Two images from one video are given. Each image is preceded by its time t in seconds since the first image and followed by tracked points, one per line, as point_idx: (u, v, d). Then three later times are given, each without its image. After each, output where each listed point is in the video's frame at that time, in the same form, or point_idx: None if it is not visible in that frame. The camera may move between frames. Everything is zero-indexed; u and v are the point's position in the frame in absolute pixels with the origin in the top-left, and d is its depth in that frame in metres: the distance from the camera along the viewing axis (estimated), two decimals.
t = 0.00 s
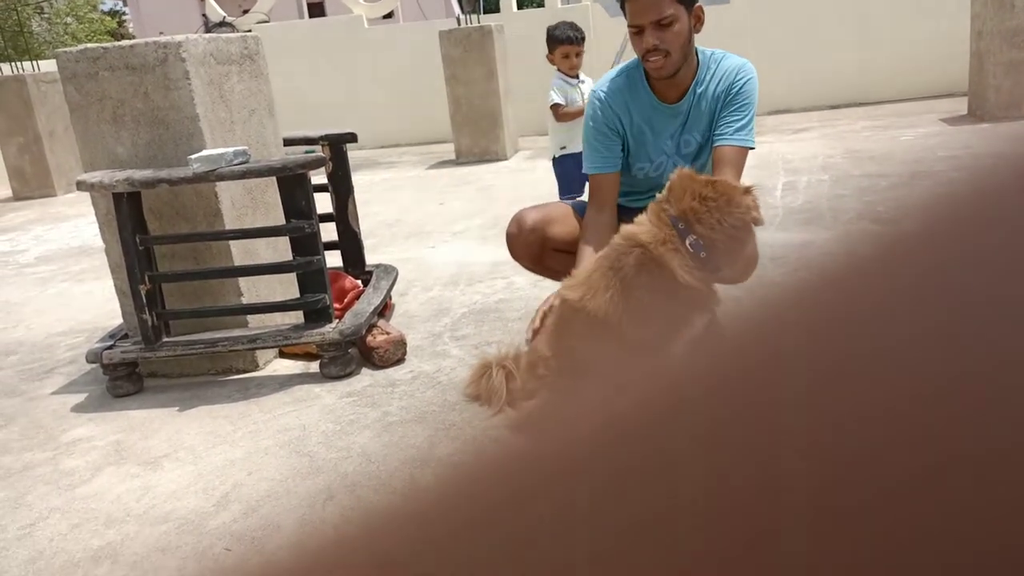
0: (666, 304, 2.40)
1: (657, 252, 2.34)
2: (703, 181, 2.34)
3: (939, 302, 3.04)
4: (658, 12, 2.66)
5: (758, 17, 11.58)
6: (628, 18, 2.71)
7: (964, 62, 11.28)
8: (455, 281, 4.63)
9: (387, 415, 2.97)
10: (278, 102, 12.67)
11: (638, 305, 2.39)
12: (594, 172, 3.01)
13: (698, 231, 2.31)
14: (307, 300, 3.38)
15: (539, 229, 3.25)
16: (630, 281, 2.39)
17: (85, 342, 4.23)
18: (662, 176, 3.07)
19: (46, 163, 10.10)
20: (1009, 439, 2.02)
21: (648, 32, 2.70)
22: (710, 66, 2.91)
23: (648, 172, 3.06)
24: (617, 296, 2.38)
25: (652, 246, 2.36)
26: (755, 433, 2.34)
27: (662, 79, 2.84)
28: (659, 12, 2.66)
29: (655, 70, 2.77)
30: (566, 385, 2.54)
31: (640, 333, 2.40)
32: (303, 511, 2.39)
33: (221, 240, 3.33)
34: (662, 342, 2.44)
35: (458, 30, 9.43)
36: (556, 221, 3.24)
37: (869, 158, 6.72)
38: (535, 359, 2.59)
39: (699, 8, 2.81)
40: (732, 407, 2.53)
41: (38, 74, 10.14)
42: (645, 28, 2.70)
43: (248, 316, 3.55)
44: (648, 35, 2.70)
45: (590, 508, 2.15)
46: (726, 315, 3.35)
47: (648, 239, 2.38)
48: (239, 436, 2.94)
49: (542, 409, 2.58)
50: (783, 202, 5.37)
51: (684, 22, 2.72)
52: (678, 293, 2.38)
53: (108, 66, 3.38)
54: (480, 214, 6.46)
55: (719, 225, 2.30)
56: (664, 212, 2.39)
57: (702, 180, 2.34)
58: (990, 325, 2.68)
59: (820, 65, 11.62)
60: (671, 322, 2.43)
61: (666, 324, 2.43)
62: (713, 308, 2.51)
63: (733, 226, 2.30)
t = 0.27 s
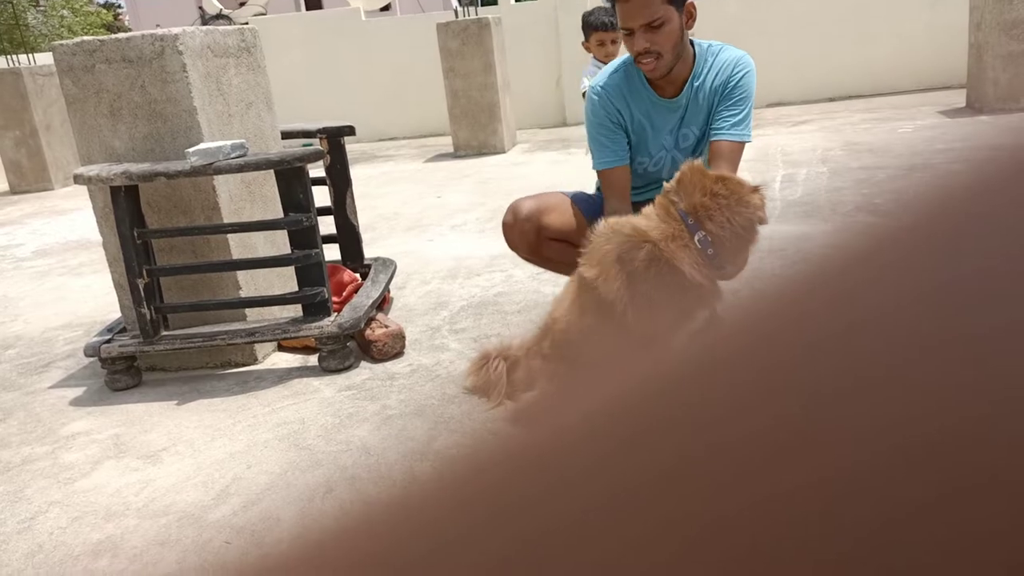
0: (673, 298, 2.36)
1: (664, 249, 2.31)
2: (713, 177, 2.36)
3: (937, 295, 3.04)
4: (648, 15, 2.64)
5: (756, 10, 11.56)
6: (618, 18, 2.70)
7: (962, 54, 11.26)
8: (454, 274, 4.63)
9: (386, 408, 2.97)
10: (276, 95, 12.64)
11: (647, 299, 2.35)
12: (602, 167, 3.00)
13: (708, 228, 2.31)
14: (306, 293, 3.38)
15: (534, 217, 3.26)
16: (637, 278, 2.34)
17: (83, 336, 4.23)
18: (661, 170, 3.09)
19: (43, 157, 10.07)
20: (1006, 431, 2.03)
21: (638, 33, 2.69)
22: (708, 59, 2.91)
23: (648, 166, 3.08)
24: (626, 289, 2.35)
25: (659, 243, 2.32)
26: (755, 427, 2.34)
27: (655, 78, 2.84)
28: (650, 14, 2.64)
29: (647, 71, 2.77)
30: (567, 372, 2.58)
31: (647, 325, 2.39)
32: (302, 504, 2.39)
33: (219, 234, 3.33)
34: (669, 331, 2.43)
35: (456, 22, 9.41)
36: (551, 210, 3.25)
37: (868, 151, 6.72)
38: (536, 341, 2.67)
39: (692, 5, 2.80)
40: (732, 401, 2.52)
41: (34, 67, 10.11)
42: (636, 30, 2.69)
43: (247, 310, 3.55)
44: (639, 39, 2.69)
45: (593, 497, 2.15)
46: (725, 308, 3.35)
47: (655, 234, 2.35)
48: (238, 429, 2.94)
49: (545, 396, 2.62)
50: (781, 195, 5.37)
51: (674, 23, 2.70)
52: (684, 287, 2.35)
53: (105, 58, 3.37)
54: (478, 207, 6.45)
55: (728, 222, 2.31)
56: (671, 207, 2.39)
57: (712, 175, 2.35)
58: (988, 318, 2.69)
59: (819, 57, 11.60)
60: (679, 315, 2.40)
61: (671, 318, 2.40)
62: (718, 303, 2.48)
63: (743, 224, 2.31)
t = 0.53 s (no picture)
0: (664, 292, 2.39)
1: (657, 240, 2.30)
2: (715, 173, 2.35)
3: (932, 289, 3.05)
4: (649, 13, 2.66)
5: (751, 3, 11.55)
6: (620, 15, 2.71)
7: (957, 47, 11.27)
8: (449, 268, 4.63)
9: (382, 402, 2.97)
10: (270, 88, 12.60)
11: (637, 291, 2.39)
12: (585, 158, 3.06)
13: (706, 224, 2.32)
14: (302, 287, 3.38)
15: (516, 206, 3.27)
16: (628, 268, 2.36)
17: (78, 331, 4.22)
18: (651, 165, 3.07)
19: (37, 150, 10.02)
20: (1000, 423, 2.04)
21: (639, 31, 2.70)
22: (709, 56, 2.92)
23: (638, 158, 3.06)
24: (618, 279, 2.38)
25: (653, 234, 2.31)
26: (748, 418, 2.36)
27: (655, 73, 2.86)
28: (651, 12, 2.66)
29: (648, 67, 2.79)
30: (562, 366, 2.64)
31: (638, 317, 2.43)
32: (299, 498, 2.39)
33: (215, 227, 3.32)
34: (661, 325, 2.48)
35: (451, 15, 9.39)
36: (533, 198, 3.26)
37: (863, 144, 6.73)
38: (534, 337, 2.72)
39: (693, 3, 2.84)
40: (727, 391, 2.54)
41: (27, 61, 10.06)
42: (637, 28, 2.70)
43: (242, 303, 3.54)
44: (641, 35, 2.70)
45: (587, 491, 2.16)
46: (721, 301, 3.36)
47: (649, 227, 2.32)
48: (234, 423, 2.94)
49: (541, 388, 2.69)
50: (777, 188, 5.38)
51: (675, 20, 2.72)
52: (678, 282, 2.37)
53: (99, 52, 3.36)
54: (474, 201, 6.45)
55: (727, 220, 2.32)
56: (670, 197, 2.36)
57: (714, 172, 2.34)
58: (983, 311, 2.70)
59: (814, 50, 11.60)
60: (671, 309, 2.45)
61: (664, 312, 2.45)
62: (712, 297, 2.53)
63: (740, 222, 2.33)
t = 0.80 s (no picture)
0: (662, 286, 2.40)
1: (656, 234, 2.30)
2: (716, 167, 2.31)
3: (929, 285, 3.05)
4: (652, 21, 2.63)
5: None
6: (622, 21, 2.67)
7: (952, 43, 11.27)
8: (446, 264, 4.62)
9: (378, 399, 2.96)
10: (266, 85, 12.57)
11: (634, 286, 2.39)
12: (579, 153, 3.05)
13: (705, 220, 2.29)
14: (297, 284, 3.36)
15: (507, 197, 3.26)
16: (627, 262, 2.37)
17: (73, 328, 4.20)
18: (647, 160, 3.07)
19: (31, 147, 9.99)
20: (996, 418, 2.04)
21: (641, 39, 2.67)
22: (707, 52, 2.90)
23: (634, 154, 3.06)
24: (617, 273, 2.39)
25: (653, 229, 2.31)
26: (745, 414, 2.36)
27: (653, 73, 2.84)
28: (654, 20, 2.63)
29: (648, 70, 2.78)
30: (558, 362, 2.66)
31: (636, 313, 2.44)
32: (295, 495, 2.39)
33: (209, 224, 3.31)
34: (659, 323, 2.52)
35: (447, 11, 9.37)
36: (525, 190, 3.26)
37: (859, 139, 6.73)
38: (530, 335, 2.74)
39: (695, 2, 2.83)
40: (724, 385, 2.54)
41: (21, 57, 10.03)
42: (639, 34, 2.67)
43: (237, 300, 3.53)
44: (642, 41, 2.68)
45: (584, 488, 2.15)
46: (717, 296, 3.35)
47: (648, 221, 2.33)
48: (230, 421, 2.93)
49: (536, 385, 2.69)
50: (773, 184, 5.38)
51: (677, 25, 2.70)
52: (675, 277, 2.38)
53: (93, 48, 3.34)
54: (470, 197, 6.43)
55: (726, 216, 2.28)
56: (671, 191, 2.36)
57: (714, 166, 2.31)
58: (979, 307, 2.69)
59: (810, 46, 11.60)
60: (668, 304, 2.47)
61: (661, 307, 2.46)
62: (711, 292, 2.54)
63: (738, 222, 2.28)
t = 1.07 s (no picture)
0: (657, 281, 2.51)
1: (643, 233, 2.47)
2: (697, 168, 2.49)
3: (923, 281, 3.06)
4: None
5: None
6: None
7: (948, 40, 11.28)
8: (443, 261, 4.61)
9: (376, 396, 2.96)
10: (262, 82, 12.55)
11: (629, 281, 2.49)
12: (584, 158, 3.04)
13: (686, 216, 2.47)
14: (294, 281, 3.36)
15: (505, 192, 3.27)
16: (621, 258, 2.50)
17: (69, 326, 4.20)
18: (650, 159, 3.08)
19: (27, 145, 9.97)
20: (992, 414, 2.05)
21: (643, 11, 2.73)
22: (705, 48, 2.92)
23: (636, 154, 3.06)
24: (612, 268, 2.51)
25: (640, 230, 2.48)
26: (742, 409, 2.37)
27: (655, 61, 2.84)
28: None
29: (651, 51, 2.77)
30: (553, 357, 2.71)
31: (630, 307, 2.52)
32: (293, 493, 2.39)
33: (206, 222, 3.30)
34: (653, 318, 2.57)
35: (443, 8, 9.36)
36: (523, 185, 3.26)
37: (855, 136, 6.74)
38: (525, 331, 2.79)
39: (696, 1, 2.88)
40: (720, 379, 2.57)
41: (16, 55, 10.00)
42: (641, 8, 2.74)
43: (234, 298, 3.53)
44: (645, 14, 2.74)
45: (584, 484, 2.16)
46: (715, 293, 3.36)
47: (635, 221, 2.51)
48: (227, 418, 2.93)
49: (532, 382, 2.70)
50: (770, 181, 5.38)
51: (680, 5, 2.76)
52: (667, 272, 2.50)
53: (89, 45, 3.33)
54: (467, 194, 6.43)
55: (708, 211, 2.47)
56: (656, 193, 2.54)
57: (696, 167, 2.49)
58: (974, 303, 2.70)
59: (806, 43, 11.61)
60: (661, 301, 2.54)
61: (655, 302, 2.54)
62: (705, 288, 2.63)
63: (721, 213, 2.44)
